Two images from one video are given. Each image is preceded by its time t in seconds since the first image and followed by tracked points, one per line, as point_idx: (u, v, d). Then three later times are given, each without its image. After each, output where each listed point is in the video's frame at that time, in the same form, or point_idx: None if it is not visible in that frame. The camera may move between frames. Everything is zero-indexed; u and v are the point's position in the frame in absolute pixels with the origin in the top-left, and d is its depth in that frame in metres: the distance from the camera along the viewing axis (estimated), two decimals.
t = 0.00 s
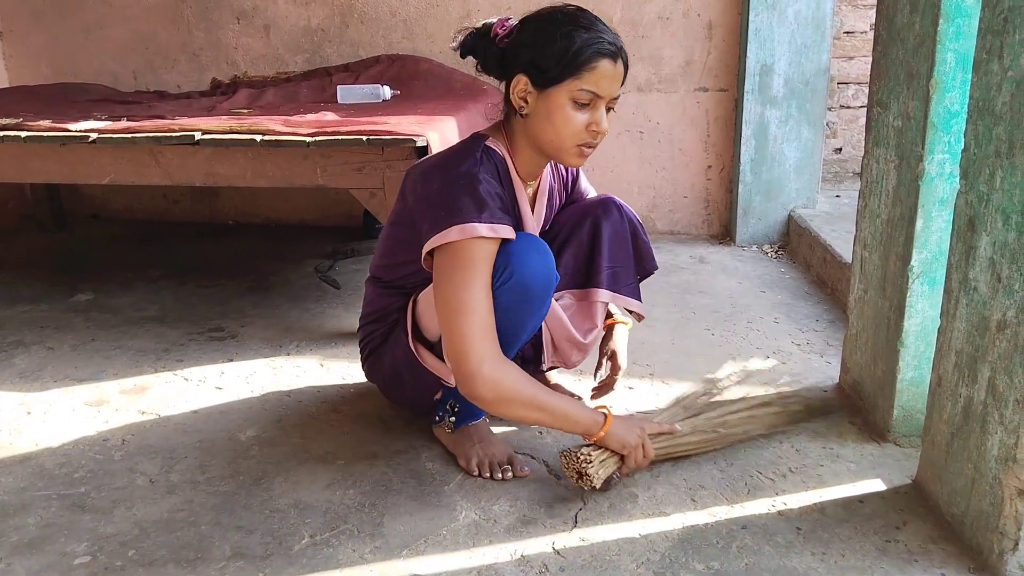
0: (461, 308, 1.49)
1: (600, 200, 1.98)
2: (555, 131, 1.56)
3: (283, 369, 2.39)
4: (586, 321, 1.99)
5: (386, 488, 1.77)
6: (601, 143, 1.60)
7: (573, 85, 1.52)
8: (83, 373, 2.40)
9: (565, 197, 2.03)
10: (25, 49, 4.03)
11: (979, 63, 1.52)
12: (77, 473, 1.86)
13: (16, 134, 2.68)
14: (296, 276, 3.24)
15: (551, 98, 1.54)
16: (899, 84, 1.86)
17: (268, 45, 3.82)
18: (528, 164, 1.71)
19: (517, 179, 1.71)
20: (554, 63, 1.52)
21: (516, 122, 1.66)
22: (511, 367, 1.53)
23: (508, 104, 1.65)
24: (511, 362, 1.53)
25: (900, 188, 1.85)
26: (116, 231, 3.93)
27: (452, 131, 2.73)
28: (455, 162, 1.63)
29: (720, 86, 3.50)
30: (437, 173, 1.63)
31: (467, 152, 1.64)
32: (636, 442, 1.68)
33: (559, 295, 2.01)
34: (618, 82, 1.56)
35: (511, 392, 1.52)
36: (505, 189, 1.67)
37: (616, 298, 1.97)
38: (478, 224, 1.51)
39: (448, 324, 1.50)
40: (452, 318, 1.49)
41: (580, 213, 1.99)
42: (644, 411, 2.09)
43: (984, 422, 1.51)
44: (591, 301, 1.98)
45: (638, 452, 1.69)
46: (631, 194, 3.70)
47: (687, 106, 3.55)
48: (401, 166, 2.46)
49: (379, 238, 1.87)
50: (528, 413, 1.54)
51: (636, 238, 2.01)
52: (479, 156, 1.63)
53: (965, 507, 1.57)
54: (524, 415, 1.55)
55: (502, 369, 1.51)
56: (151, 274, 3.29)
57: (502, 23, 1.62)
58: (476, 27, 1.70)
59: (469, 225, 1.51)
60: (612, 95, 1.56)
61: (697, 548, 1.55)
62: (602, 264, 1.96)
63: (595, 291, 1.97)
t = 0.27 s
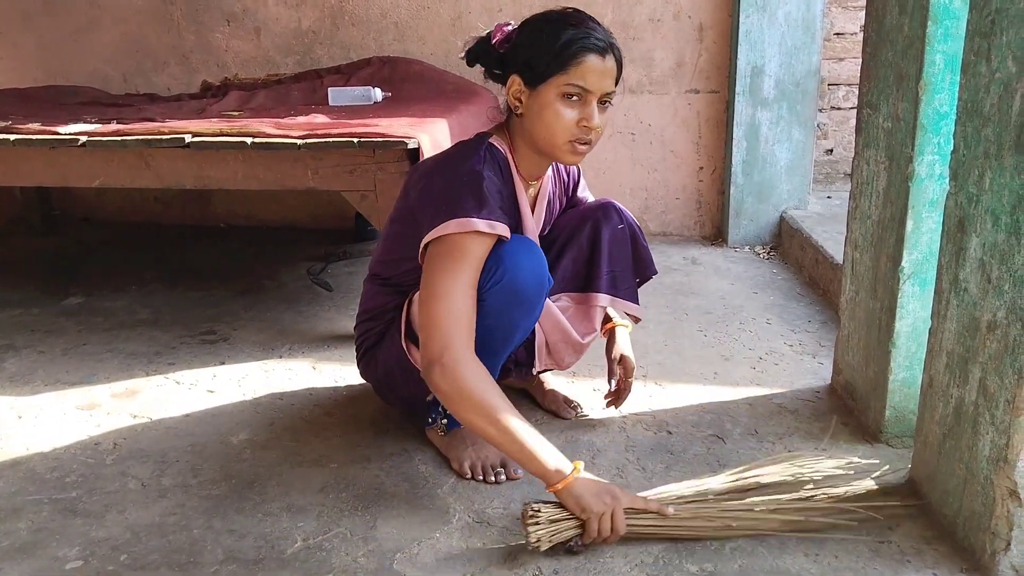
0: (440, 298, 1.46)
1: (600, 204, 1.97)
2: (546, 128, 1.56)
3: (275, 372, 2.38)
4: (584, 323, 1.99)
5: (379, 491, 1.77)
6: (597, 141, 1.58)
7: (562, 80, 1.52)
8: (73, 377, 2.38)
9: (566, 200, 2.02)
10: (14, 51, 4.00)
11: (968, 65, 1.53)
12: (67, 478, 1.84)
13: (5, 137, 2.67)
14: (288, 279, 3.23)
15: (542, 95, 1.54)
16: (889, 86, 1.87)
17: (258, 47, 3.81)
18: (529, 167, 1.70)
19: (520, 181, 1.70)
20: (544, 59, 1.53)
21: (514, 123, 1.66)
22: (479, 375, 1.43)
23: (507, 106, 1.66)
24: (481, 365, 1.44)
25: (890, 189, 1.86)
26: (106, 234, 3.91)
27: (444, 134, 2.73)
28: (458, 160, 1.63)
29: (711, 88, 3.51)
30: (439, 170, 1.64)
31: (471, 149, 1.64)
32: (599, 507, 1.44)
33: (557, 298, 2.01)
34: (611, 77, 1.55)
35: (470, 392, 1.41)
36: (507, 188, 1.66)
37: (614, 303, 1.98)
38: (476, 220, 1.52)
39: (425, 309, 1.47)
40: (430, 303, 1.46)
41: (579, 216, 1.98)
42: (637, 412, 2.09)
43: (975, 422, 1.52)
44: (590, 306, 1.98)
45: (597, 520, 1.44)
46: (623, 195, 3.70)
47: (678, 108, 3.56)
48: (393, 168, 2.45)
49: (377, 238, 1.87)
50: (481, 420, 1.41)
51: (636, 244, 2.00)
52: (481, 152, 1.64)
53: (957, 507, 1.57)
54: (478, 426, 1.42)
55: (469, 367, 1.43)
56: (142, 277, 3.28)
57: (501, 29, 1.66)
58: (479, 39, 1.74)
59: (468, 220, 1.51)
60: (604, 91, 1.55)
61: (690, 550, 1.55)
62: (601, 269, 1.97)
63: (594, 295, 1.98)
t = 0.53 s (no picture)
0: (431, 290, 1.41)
1: (601, 207, 1.97)
2: (546, 131, 1.56)
3: (274, 374, 2.38)
4: (584, 326, 2.00)
5: (377, 493, 1.77)
6: (598, 143, 1.57)
7: (560, 81, 1.53)
8: (72, 379, 2.38)
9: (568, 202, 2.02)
10: (15, 53, 4.01)
11: (967, 67, 1.53)
12: (65, 480, 1.84)
13: (5, 139, 2.67)
14: (288, 281, 3.23)
15: (541, 97, 1.55)
16: (888, 88, 1.87)
17: (259, 49, 3.82)
18: (536, 170, 1.70)
19: (525, 184, 1.70)
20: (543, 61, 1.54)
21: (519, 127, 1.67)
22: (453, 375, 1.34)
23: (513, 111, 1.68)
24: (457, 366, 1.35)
25: (889, 191, 1.86)
26: (106, 236, 3.91)
27: (444, 136, 2.73)
28: (462, 160, 1.63)
29: (711, 90, 3.51)
30: (442, 170, 1.64)
31: (477, 151, 1.65)
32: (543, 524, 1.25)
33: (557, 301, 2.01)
34: (611, 79, 1.55)
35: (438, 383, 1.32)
36: (511, 190, 1.66)
37: (614, 306, 1.98)
38: (474, 220, 1.50)
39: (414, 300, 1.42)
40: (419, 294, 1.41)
41: (581, 219, 1.98)
42: (636, 414, 2.09)
43: (974, 424, 1.52)
44: (590, 310, 1.98)
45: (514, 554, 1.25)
46: (623, 197, 3.70)
47: (678, 110, 3.56)
48: (393, 170, 2.46)
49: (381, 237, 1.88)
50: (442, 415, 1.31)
51: (637, 248, 1.99)
52: (485, 152, 1.64)
53: (955, 509, 1.57)
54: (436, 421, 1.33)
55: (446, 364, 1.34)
56: (142, 279, 3.28)
57: (510, 37, 1.68)
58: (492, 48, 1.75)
59: (466, 219, 1.50)
60: (604, 93, 1.54)
61: (688, 552, 1.55)
62: (602, 272, 1.97)
63: (594, 298, 1.98)
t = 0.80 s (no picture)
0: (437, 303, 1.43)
1: (603, 210, 1.97)
2: (549, 136, 1.56)
3: (275, 374, 2.38)
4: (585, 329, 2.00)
5: (378, 493, 1.77)
6: (600, 148, 1.58)
7: (565, 87, 1.52)
8: (73, 379, 2.38)
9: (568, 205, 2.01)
10: (14, 53, 4.01)
11: (967, 67, 1.53)
12: (67, 479, 1.84)
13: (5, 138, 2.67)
14: (288, 280, 3.23)
15: (544, 102, 1.54)
16: (888, 88, 1.87)
17: (259, 49, 3.82)
18: (534, 172, 1.71)
19: (522, 185, 1.71)
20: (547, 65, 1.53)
21: (518, 129, 1.67)
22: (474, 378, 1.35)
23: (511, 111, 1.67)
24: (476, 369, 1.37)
25: (890, 191, 1.87)
26: (106, 236, 3.91)
27: (444, 136, 2.73)
28: (455, 166, 1.64)
29: (711, 90, 3.52)
30: (436, 176, 1.64)
31: (472, 155, 1.65)
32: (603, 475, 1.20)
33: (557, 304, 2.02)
34: (615, 84, 1.54)
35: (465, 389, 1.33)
36: (507, 192, 1.67)
37: (614, 310, 1.98)
38: (472, 227, 1.51)
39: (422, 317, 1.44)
40: (428, 310, 1.43)
41: (582, 222, 1.98)
42: (638, 414, 2.09)
43: (975, 424, 1.52)
44: (590, 313, 1.99)
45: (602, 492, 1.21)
46: (623, 197, 3.70)
47: (678, 110, 3.56)
48: (393, 170, 2.46)
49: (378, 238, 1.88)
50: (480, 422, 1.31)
51: (637, 251, 2.00)
52: (479, 157, 1.64)
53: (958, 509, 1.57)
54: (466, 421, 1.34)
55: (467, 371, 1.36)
56: (142, 279, 3.28)
57: (507, 34, 1.65)
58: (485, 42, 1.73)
59: (464, 227, 1.51)
60: (608, 98, 1.54)
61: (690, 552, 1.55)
62: (602, 276, 1.97)
63: (594, 302, 1.98)
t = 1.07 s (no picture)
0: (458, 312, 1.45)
1: (603, 207, 1.97)
2: (556, 134, 1.57)
3: (272, 366, 2.38)
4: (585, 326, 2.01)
5: (376, 485, 1.77)
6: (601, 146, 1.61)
7: (577, 89, 1.52)
8: (70, 370, 2.38)
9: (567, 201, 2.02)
10: (12, 43, 3.99)
11: (967, 63, 1.53)
12: (64, 470, 1.84)
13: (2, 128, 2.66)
14: (286, 273, 3.22)
15: (554, 102, 1.54)
16: (888, 83, 1.87)
17: (257, 40, 3.80)
18: (526, 164, 1.71)
19: (518, 180, 1.70)
20: (557, 64, 1.51)
21: (516, 121, 1.65)
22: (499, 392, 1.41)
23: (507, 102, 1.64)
24: (501, 380, 1.42)
25: (889, 186, 1.86)
26: (104, 227, 3.90)
27: (443, 129, 2.72)
28: (452, 166, 1.63)
29: (711, 85, 3.51)
30: (434, 178, 1.63)
31: (468, 154, 1.64)
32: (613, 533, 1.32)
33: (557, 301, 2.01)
34: (621, 86, 1.56)
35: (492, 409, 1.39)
36: (506, 191, 1.67)
37: (614, 306, 1.97)
38: (483, 229, 1.51)
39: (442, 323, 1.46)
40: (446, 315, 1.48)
41: (583, 218, 1.98)
42: (635, 408, 2.09)
43: (973, 420, 1.52)
44: (590, 310, 1.98)
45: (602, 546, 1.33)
46: (622, 192, 3.70)
47: (677, 105, 3.55)
48: (392, 163, 2.45)
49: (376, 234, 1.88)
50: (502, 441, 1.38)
51: (637, 248, 1.99)
52: (475, 157, 1.63)
53: (954, 504, 1.58)
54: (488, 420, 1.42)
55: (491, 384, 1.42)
56: (140, 270, 3.27)
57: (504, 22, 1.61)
58: (473, 22, 1.68)
59: (474, 230, 1.51)
60: (614, 99, 1.57)
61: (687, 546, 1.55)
62: (602, 273, 1.96)
63: (594, 299, 1.97)
